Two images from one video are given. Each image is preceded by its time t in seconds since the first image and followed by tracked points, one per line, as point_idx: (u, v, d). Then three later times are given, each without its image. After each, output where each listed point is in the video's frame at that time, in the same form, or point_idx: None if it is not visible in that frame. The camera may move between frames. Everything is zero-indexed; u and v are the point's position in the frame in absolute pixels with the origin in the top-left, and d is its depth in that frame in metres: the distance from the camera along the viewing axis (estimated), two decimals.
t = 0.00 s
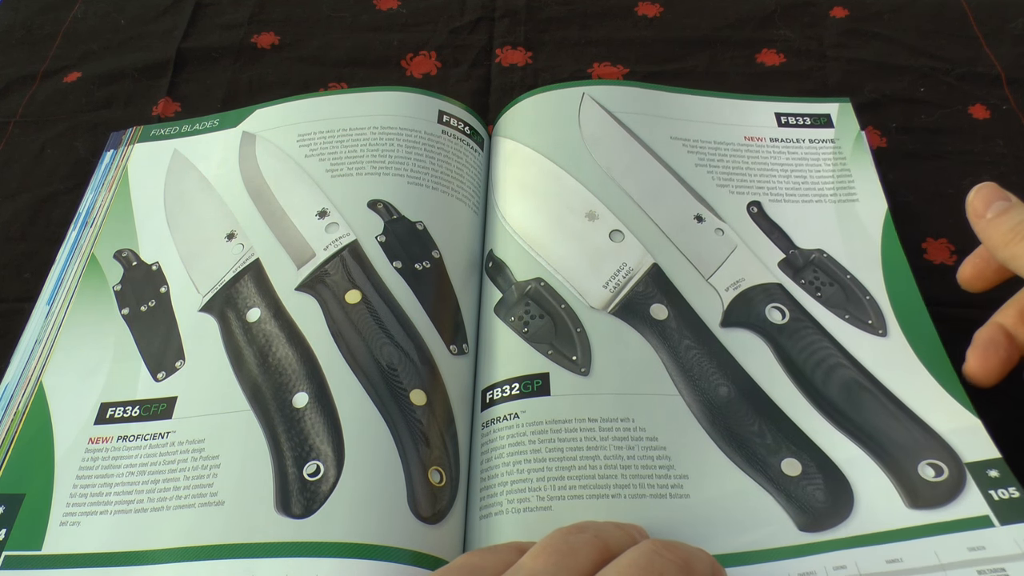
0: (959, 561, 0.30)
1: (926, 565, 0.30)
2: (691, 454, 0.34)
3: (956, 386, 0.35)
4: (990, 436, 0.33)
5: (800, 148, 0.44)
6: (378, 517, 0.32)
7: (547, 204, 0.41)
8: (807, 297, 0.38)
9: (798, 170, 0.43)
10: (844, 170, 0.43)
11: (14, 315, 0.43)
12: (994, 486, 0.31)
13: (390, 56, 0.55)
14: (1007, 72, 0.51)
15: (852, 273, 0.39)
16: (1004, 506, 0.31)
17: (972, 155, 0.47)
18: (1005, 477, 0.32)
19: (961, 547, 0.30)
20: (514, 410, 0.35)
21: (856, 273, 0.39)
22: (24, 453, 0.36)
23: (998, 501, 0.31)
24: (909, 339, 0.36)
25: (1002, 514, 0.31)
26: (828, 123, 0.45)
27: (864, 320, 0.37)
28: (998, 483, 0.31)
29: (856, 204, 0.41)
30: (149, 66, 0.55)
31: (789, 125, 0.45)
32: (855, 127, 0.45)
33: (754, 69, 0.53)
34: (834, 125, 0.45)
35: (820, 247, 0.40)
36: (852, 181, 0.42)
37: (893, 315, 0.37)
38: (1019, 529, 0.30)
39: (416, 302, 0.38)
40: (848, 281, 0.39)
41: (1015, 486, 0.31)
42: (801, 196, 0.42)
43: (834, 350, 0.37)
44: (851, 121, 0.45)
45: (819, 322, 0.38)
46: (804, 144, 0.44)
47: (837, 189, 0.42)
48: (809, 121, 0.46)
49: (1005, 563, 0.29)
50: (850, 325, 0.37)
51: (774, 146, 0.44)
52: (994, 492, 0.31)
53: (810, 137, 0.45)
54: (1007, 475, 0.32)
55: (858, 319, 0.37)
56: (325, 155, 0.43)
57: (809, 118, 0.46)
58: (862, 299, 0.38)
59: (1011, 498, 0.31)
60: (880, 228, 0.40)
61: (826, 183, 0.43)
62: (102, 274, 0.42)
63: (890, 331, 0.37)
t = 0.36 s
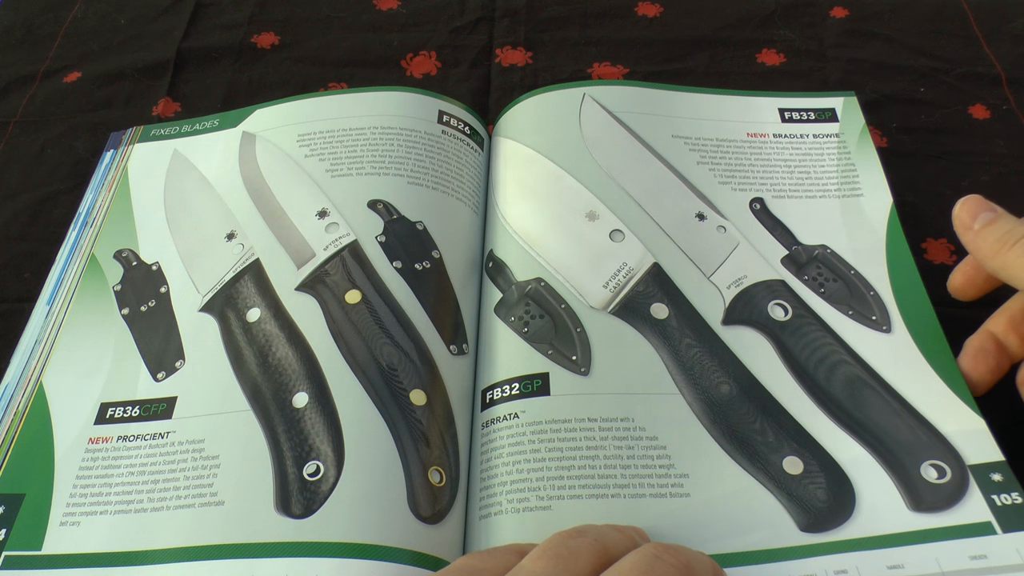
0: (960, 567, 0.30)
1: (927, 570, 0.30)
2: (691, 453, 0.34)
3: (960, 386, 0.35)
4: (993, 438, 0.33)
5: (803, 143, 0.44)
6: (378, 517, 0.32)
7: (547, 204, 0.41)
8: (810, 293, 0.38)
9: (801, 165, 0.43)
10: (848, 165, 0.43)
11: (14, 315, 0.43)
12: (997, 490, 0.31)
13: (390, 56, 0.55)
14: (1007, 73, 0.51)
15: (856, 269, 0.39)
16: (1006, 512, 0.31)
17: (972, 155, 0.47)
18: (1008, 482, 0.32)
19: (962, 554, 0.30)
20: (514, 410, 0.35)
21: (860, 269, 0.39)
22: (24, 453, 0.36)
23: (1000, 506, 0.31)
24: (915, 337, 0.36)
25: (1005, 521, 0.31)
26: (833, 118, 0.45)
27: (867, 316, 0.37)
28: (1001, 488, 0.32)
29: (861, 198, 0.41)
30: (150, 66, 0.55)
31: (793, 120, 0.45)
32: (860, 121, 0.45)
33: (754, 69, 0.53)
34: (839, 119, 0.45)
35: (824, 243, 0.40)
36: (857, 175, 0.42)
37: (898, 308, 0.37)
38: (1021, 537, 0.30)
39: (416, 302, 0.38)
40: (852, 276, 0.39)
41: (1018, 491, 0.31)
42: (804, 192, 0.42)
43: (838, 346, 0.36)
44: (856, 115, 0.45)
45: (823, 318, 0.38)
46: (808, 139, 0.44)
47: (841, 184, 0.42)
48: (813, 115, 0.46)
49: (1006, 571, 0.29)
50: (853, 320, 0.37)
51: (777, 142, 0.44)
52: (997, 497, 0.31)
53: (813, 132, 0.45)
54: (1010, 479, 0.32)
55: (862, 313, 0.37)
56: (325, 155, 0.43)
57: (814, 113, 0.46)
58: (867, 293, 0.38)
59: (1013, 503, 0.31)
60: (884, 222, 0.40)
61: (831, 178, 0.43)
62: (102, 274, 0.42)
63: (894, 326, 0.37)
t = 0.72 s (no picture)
0: (960, 567, 0.30)
1: (926, 570, 0.30)
2: (691, 454, 0.34)
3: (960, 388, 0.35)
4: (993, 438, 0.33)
5: (803, 144, 0.44)
6: (379, 517, 0.32)
7: (547, 204, 0.41)
8: (810, 293, 0.38)
9: (801, 166, 0.43)
10: (848, 166, 0.43)
11: (14, 315, 0.43)
12: (996, 491, 0.32)
13: (390, 56, 0.55)
14: (1007, 73, 0.51)
15: (856, 270, 0.39)
16: (1006, 512, 0.31)
17: (972, 155, 0.47)
18: (1008, 482, 0.32)
19: (962, 554, 0.30)
20: (514, 410, 0.35)
21: (860, 269, 0.39)
22: (24, 453, 0.36)
23: (1000, 506, 0.31)
24: (914, 338, 0.36)
25: (1005, 522, 0.31)
26: (833, 119, 0.45)
27: (867, 317, 0.37)
28: (1000, 488, 0.32)
29: (861, 199, 0.41)
30: (150, 66, 0.55)
31: (792, 121, 0.45)
32: (860, 121, 0.45)
33: (754, 68, 0.53)
34: (839, 120, 0.45)
35: (824, 244, 0.40)
36: (857, 175, 0.42)
37: (897, 309, 0.37)
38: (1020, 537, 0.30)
39: (416, 302, 0.38)
40: (852, 277, 0.39)
41: (1017, 492, 0.31)
42: (804, 192, 0.42)
43: (837, 347, 0.36)
44: (855, 115, 0.45)
45: (822, 319, 0.38)
46: (808, 140, 0.44)
47: (840, 185, 0.42)
48: (813, 116, 0.46)
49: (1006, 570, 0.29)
50: (853, 321, 0.37)
51: (777, 143, 0.44)
52: (997, 497, 0.31)
53: (813, 133, 0.45)
54: (1010, 480, 0.32)
55: (863, 313, 0.37)
56: (325, 155, 0.43)
57: (813, 114, 0.46)
58: (867, 295, 0.38)
59: (1013, 503, 0.31)
60: (884, 222, 0.40)
61: (831, 178, 0.43)
62: (102, 274, 0.42)
63: (893, 328, 0.37)
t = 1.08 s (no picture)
0: (958, 568, 0.30)
1: (925, 570, 0.30)
2: (691, 454, 0.34)
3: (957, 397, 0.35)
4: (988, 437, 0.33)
5: (801, 149, 0.44)
6: (378, 517, 0.32)
7: (548, 204, 0.41)
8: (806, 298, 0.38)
9: (799, 171, 0.43)
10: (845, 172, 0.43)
11: (13, 315, 0.43)
12: (992, 489, 0.32)
13: (391, 56, 0.55)
14: (1007, 72, 0.51)
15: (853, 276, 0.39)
16: (1002, 510, 0.31)
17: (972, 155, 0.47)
18: (1003, 480, 0.32)
19: (961, 551, 0.30)
20: (516, 410, 0.35)
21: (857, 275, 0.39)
22: (24, 453, 0.36)
23: (996, 504, 0.31)
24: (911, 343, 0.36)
25: (1002, 518, 0.31)
26: (831, 123, 0.45)
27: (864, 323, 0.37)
28: (997, 487, 0.32)
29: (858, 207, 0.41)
30: (150, 66, 0.55)
31: (791, 125, 0.45)
32: (859, 126, 0.45)
33: (754, 68, 0.53)
34: (838, 125, 0.45)
35: (820, 252, 0.40)
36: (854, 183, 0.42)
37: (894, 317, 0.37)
38: (1017, 535, 0.30)
39: (416, 302, 0.38)
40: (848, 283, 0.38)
41: (1013, 489, 0.32)
42: (801, 198, 0.42)
43: (833, 351, 0.36)
44: (855, 120, 0.45)
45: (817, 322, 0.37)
46: (806, 145, 0.44)
47: (837, 191, 0.42)
48: (812, 120, 0.46)
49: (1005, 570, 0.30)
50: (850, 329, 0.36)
51: (775, 147, 0.44)
52: (993, 495, 0.31)
53: (811, 138, 0.45)
54: (1005, 478, 0.32)
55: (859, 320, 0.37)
56: (325, 155, 0.43)
57: (812, 118, 0.46)
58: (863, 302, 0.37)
59: (1010, 501, 0.31)
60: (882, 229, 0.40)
61: (827, 185, 0.42)
62: (102, 274, 0.42)
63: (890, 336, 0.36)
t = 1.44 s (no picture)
0: (955, 570, 0.30)
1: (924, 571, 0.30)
2: (691, 455, 0.34)
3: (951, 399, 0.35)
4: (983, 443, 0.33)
5: (800, 152, 0.44)
6: (379, 516, 0.32)
7: (548, 205, 0.41)
8: (805, 301, 0.39)
9: (798, 174, 0.43)
10: (843, 175, 0.43)
11: (14, 315, 0.43)
12: (988, 497, 0.31)
13: (391, 56, 0.55)
14: (1007, 72, 0.51)
15: (851, 279, 0.39)
16: (999, 517, 0.31)
17: (972, 155, 0.47)
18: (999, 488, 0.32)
19: (958, 556, 0.30)
20: (517, 411, 0.35)
21: (855, 278, 0.39)
22: (24, 453, 0.36)
23: (992, 512, 0.31)
24: (907, 346, 0.36)
25: (998, 525, 0.31)
26: (829, 127, 0.45)
27: (862, 326, 0.37)
28: (992, 494, 0.31)
29: (856, 210, 0.41)
30: (150, 66, 0.55)
31: (790, 128, 0.45)
32: (855, 131, 0.45)
33: (754, 69, 0.53)
34: (835, 129, 0.45)
35: (820, 252, 0.40)
36: (852, 186, 0.42)
37: (891, 320, 0.37)
38: (1015, 540, 0.30)
39: (416, 302, 0.38)
40: (847, 286, 0.39)
41: (1008, 497, 0.31)
42: (800, 200, 0.42)
43: (831, 355, 0.37)
44: (851, 125, 0.45)
45: (818, 326, 0.38)
46: (805, 148, 0.44)
47: (836, 194, 0.42)
48: (810, 124, 0.46)
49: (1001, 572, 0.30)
50: (848, 330, 0.37)
51: (774, 149, 0.44)
52: (989, 503, 0.31)
53: (810, 141, 0.45)
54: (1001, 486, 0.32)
55: (858, 322, 0.37)
56: (325, 155, 0.43)
57: (810, 122, 0.46)
58: (861, 304, 0.38)
59: (1006, 509, 0.31)
60: (878, 233, 0.41)
61: (826, 188, 0.43)
62: (102, 274, 0.42)
63: (887, 338, 0.37)
